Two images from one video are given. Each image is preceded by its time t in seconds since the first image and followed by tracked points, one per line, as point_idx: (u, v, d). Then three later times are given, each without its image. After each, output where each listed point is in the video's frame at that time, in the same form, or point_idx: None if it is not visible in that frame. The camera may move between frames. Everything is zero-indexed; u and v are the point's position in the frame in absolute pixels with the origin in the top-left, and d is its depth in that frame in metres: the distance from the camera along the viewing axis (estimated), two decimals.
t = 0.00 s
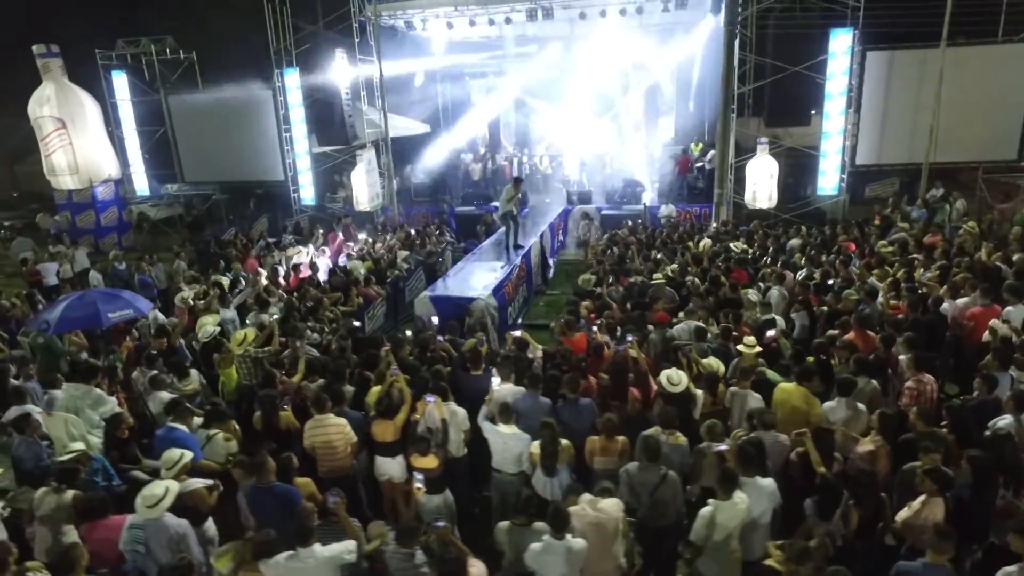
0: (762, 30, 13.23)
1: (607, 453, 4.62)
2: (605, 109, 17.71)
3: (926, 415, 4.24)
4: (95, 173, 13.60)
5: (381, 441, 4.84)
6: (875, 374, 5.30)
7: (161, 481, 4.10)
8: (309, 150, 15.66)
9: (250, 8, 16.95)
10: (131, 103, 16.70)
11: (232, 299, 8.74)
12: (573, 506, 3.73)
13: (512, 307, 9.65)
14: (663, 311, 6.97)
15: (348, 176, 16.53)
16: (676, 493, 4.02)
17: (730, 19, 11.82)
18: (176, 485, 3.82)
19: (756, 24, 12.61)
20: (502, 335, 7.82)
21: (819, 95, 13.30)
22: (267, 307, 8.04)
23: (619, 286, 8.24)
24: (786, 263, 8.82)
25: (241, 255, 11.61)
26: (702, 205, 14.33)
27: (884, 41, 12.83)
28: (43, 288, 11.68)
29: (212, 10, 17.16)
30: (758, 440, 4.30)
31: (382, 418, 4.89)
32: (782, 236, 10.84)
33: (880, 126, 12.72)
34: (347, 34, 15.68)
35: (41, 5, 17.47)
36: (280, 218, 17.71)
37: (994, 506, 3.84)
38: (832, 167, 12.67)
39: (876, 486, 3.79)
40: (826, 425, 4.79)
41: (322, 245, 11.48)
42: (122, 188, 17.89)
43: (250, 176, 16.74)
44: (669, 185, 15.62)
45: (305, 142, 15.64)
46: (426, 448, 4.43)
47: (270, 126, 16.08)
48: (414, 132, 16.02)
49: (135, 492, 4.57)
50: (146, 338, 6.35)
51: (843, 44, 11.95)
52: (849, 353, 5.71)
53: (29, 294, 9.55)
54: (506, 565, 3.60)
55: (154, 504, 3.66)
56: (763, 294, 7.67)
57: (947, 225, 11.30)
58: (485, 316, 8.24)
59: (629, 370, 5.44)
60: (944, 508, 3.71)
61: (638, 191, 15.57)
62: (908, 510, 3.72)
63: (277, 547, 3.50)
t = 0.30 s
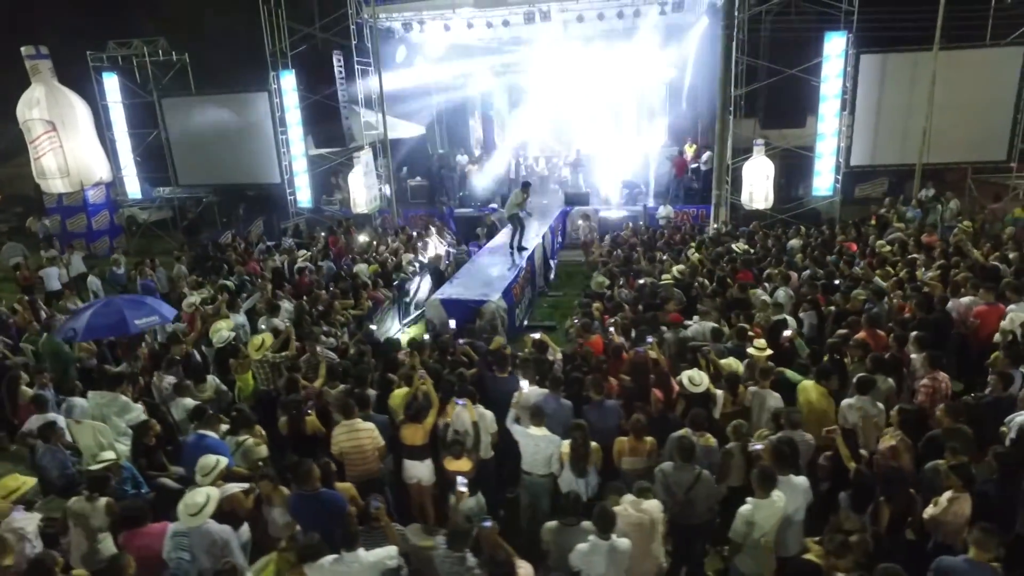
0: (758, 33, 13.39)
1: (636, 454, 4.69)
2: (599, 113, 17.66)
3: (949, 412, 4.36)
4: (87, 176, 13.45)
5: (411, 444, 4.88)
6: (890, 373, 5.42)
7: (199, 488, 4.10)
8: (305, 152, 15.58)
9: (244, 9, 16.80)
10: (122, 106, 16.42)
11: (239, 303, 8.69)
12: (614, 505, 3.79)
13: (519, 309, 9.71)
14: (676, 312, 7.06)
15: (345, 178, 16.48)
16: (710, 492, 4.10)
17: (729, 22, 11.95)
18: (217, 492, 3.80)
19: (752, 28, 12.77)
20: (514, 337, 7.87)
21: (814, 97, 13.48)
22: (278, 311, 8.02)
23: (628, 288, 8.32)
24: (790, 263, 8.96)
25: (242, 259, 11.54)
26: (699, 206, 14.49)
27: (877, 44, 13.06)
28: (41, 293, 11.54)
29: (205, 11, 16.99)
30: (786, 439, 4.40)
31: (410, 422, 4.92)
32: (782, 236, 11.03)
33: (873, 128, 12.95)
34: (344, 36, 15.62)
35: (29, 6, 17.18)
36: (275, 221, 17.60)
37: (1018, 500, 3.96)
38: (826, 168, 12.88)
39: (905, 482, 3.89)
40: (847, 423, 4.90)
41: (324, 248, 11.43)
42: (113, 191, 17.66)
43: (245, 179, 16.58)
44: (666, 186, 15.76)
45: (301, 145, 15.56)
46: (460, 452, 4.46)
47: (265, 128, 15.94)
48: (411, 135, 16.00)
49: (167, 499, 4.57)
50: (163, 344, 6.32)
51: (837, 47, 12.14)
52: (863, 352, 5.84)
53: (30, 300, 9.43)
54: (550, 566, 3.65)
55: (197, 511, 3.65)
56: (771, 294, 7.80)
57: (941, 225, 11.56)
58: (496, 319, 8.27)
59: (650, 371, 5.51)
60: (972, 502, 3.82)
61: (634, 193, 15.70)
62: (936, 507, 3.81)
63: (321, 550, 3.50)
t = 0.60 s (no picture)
0: (757, 36, 13.53)
1: (666, 454, 4.76)
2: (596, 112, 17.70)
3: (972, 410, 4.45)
4: (81, 178, 12.26)
5: (441, 447, 4.93)
6: (906, 372, 5.55)
7: (240, 493, 4.16)
8: (304, 154, 15.54)
9: (242, 12, 16.75)
10: (118, 108, 16.26)
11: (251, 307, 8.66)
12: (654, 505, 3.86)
13: (528, 311, 9.77)
14: (691, 313, 7.17)
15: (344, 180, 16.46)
16: (743, 491, 4.18)
17: (730, 26, 12.11)
18: (261, 498, 3.83)
19: (751, 32, 12.90)
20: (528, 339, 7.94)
21: (811, 100, 13.67)
22: (292, 315, 8.01)
23: (640, 290, 8.41)
24: (797, 264, 9.10)
25: (247, 262, 11.51)
26: (699, 207, 14.62)
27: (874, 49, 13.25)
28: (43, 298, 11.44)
29: (202, 13, 16.88)
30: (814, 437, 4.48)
31: (440, 425, 4.96)
32: (784, 237, 11.20)
33: (871, 130, 13.16)
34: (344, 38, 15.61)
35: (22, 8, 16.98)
36: (273, 223, 17.45)
37: None
38: (824, 169, 13.07)
39: (936, 480, 3.98)
40: (868, 421, 5.01)
41: (329, 252, 11.42)
42: (109, 194, 17.49)
43: (242, 181, 16.44)
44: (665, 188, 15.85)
45: (300, 147, 15.51)
46: (494, 454, 4.53)
47: (264, 131, 15.84)
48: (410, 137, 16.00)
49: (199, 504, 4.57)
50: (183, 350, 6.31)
51: (834, 51, 12.31)
52: (878, 352, 5.96)
53: (36, 305, 9.36)
54: (593, 565, 3.71)
55: (244, 517, 3.68)
56: (782, 295, 7.92)
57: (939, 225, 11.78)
58: (509, 321, 8.33)
59: (672, 372, 5.60)
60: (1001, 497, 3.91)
61: (632, 195, 15.81)
62: (962, 504, 3.91)
63: (366, 553, 3.48)
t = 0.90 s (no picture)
0: (757, 38, 13.67)
1: (694, 452, 4.81)
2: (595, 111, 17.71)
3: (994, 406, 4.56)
4: (77, 182, 12.71)
5: (471, 449, 4.96)
6: (922, 370, 5.66)
7: (279, 498, 4.19)
8: (304, 156, 15.50)
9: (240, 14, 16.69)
10: (114, 110, 16.12)
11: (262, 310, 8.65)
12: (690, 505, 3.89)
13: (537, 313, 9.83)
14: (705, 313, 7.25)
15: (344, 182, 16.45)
16: (775, 488, 4.24)
17: (730, 29, 12.25)
18: (306, 501, 3.86)
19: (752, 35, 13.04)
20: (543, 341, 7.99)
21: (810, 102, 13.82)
22: (305, 318, 8.01)
23: (652, 291, 8.50)
24: (803, 265, 9.24)
25: (251, 265, 11.48)
26: (700, 208, 14.75)
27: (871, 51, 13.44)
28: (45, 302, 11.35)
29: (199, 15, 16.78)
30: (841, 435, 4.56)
31: (471, 427, 5.01)
32: (787, 237, 11.35)
33: (868, 131, 13.35)
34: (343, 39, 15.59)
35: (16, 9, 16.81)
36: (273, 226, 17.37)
37: None
38: (822, 170, 13.25)
39: (964, 475, 4.07)
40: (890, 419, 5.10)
41: (335, 254, 11.42)
42: (105, 196, 17.34)
43: (241, 183, 16.34)
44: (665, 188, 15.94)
45: (300, 149, 15.46)
46: (528, 454, 4.58)
47: (262, 132, 15.76)
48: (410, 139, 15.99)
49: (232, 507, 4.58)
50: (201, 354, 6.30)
51: (832, 53, 12.47)
52: (892, 350, 6.07)
53: (41, 309, 9.28)
54: (635, 562, 3.76)
55: (290, 519, 3.70)
56: (792, 295, 8.03)
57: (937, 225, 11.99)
58: (522, 323, 8.39)
59: (694, 372, 5.67)
60: None
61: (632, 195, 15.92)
62: (989, 498, 4.01)
63: (416, 553, 3.49)
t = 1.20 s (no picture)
0: (761, 39, 13.77)
1: (724, 450, 4.85)
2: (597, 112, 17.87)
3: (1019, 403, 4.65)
4: (78, 183, 12.76)
5: (505, 448, 4.99)
6: (943, 367, 5.75)
7: (318, 498, 4.20)
8: (309, 157, 15.48)
9: (244, 15, 16.65)
10: (116, 111, 16.01)
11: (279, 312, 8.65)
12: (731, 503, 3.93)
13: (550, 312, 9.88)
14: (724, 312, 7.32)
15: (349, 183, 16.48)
16: (811, 485, 4.31)
17: (736, 31, 12.36)
18: (354, 499, 3.91)
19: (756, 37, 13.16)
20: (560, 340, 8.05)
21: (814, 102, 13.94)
22: (324, 320, 8.03)
23: (667, 291, 8.57)
24: (815, 264, 9.34)
25: (261, 266, 11.49)
26: (704, 207, 14.84)
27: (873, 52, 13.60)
28: (54, 304, 11.29)
29: (202, 16, 16.72)
30: (871, 432, 4.64)
31: (504, 426, 5.05)
32: (795, 237, 11.45)
33: (872, 131, 13.49)
34: (347, 40, 15.59)
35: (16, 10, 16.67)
36: (277, 226, 17.31)
37: None
38: (826, 170, 13.37)
39: (999, 469, 4.14)
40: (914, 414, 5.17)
41: (345, 255, 11.43)
42: (106, 198, 17.23)
43: (244, 184, 16.28)
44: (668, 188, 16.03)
45: (304, 150, 15.44)
46: (564, 453, 4.63)
47: (267, 133, 15.71)
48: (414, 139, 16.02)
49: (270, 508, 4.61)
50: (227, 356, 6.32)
51: (836, 54, 12.60)
52: (911, 348, 6.17)
53: (54, 312, 9.27)
54: (679, 559, 3.81)
55: (341, 518, 3.75)
56: (806, 295, 8.13)
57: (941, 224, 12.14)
58: (539, 323, 8.45)
59: (720, 371, 5.73)
60: None
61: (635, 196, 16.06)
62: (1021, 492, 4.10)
63: (470, 550, 3.55)
